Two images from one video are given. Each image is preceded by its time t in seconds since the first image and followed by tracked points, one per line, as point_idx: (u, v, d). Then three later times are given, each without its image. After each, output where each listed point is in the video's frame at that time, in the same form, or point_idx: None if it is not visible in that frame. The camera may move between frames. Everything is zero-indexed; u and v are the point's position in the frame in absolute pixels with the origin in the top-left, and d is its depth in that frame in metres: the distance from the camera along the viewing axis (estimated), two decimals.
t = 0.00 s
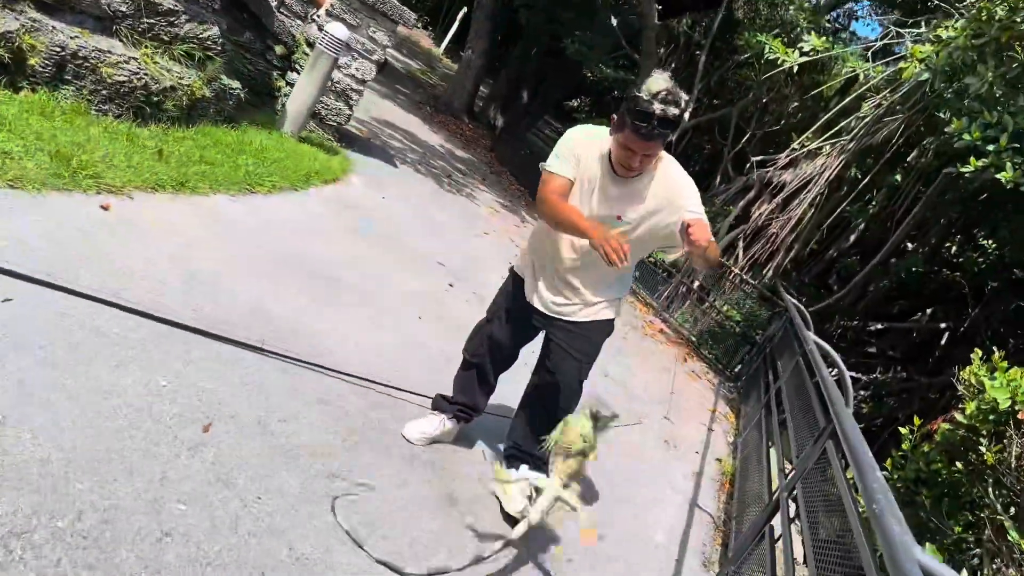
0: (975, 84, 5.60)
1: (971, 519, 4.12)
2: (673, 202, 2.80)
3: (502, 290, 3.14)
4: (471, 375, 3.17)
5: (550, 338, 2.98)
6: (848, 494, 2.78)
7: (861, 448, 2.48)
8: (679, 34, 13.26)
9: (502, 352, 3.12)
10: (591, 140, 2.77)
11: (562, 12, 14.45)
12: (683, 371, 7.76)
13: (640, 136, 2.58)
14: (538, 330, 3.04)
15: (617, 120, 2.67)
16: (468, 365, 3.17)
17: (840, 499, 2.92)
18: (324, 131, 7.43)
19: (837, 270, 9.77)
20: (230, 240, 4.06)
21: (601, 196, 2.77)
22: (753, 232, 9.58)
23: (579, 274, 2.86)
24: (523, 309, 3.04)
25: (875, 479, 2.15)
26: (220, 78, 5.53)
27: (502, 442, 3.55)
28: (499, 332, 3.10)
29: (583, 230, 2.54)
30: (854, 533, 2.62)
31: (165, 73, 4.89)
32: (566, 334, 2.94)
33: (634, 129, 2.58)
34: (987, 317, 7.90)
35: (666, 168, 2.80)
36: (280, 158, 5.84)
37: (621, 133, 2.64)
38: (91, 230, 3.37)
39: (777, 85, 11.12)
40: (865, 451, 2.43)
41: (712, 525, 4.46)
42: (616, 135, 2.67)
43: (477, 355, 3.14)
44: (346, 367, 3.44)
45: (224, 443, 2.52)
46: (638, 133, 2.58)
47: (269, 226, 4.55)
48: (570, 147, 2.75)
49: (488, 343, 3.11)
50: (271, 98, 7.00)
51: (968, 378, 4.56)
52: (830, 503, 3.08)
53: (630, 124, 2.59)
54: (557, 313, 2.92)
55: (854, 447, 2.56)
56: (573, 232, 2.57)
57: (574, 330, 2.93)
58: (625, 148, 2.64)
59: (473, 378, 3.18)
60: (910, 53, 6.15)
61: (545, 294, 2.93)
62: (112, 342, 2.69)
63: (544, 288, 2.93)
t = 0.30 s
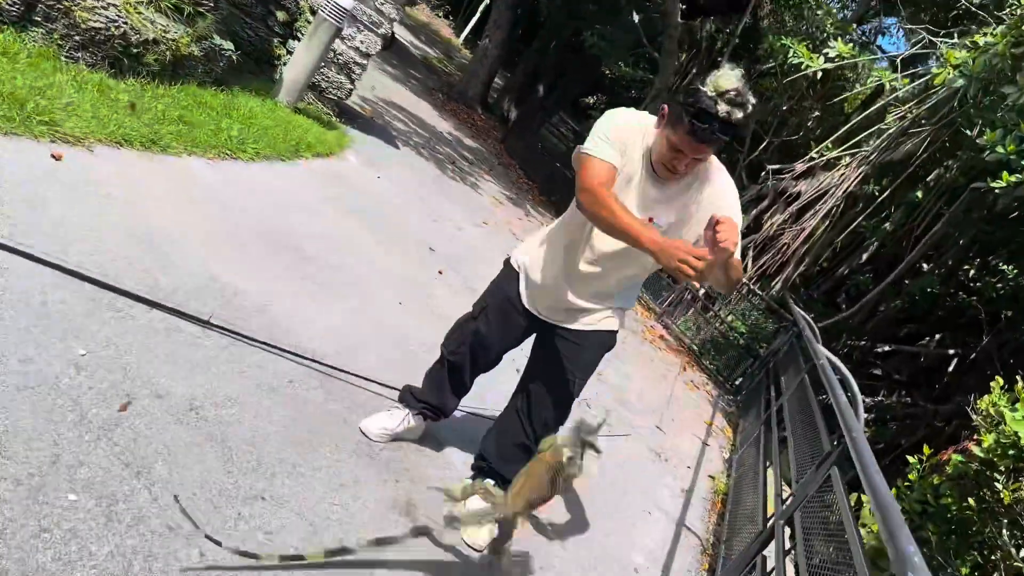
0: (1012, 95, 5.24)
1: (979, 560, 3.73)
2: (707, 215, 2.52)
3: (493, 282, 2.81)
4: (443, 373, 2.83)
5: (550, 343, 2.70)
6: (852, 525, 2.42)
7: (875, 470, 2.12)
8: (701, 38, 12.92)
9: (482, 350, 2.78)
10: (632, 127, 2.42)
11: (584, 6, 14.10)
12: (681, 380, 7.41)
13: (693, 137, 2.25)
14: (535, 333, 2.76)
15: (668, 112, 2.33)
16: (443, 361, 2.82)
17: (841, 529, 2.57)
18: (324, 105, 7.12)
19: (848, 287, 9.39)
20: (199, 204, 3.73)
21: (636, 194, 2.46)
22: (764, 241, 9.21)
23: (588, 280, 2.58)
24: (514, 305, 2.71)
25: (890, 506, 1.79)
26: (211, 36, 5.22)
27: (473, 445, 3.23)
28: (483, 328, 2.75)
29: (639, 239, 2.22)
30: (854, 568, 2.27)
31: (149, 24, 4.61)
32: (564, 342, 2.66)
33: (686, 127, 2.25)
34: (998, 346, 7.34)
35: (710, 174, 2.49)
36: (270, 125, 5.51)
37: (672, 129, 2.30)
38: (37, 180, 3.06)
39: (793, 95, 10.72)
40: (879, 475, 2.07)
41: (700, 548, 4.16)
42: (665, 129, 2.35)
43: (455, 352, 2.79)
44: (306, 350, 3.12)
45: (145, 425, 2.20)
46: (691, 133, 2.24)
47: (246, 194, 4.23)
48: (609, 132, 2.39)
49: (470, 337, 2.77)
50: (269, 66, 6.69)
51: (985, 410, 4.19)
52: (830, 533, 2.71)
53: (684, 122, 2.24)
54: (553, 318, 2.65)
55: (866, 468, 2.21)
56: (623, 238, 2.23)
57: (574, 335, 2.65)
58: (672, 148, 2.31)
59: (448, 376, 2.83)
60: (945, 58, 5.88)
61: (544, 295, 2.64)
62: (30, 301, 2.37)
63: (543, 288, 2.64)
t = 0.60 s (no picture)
0: None
1: None
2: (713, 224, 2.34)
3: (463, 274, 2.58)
4: (407, 370, 2.60)
5: (524, 345, 2.51)
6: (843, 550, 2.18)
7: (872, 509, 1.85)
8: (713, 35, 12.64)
9: (450, 348, 2.56)
10: (652, 118, 2.20)
11: None
12: (678, 382, 7.18)
13: (729, 144, 2.06)
14: (507, 334, 2.55)
15: (701, 107, 2.13)
16: (408, 358, 2.59)
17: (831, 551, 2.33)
18: (317, 88, 6.91)
19: (855, 292, 9.11)
20: (166, 181, 3.52)
21: (642, 193, 2.23)
22: (769, 242, 8.94)
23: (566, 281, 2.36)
24: (485, 301, 2.49)
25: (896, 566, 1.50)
26: (196, 10, 4.95)
27: (440, 445, 3.02)
28: (452, 326, 2.52)
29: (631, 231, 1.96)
30: None
31: None
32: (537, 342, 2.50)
33: (726, 130, 2.05)
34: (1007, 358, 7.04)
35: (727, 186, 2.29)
36: (255, 103, 5.28)
37: (703, 128, 2.09)
38: None
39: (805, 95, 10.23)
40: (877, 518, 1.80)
41: (686, 559, 3.94)
42: (694, 126, 2.13)
43: (420, 350, 2.56)
44: (264, 338, 2.92)
45: (63, 413, 2.00)
46: (728, 139, 2.05)
47: (220, 172, 4.02)
48: (624, 118, 2.15)
49: (436, 333, 2.54)
50: (261, 45, 6.47)
51: (992, 422, 3.95)
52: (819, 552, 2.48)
53: (723, 125, 2.05)
54: (524, 318, 2.44)
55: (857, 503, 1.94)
56: (612, 229, 1.99)
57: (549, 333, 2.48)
58: (699, 151, 2.11)
59: (412, 374, 2.60)
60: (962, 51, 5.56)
61: (517, 291, 2.42)
62: None
63: (517, 283, 2.43)
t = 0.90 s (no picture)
0: None
1: None
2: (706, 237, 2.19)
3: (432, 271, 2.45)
4: (375, 371, 2.46)
5: (494, 346, 2.36)
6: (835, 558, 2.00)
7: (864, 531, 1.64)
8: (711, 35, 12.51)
9: (420, 348, 2.42)
10: (651, 117, 2.04)
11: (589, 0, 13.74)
12: (679, 385, 7.00)
13: (734, 156, 1.90)
14: (478, 333, 2.41)
15: (707, 110, 1.97)
16: (375, 359, 2.46)
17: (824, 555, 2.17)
18: (305, 92, 6.80)
19: (860, 291, 8.91)
20: (136, 182, 3.38)
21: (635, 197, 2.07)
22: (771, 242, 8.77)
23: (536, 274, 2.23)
24: (453, 297, 2.35)
25: None
26: (175, 12, 4.81)
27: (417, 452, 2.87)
28: (420, 325, 2.38)
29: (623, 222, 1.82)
30: None
31: None
32: (511, 340, 2.35)
33: (738, 140, 1.87)
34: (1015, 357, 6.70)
35: (725, 198, 2.13)
36: (238, 105, 5.16)
37: (708, 134, 1.93)
38: None
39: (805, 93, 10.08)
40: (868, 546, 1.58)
41: (684, 568, 3.77)
42: (700, 130, 1.95)
43: (388, 352, 2.42)
44: (230, 343, 2.78)
45: None
46: (734, 149, 1.89)
47: (195, 173, 3.90)
48: (621, 113, 2.00)
49: (403, 332, 2.40)
50: (247, 50, 6.38)
51: (1002, 421, 3.77)
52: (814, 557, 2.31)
53: (730, 135, 1.88)
54: (488, 309, 2.29)
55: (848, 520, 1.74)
56: (599, 223, 1.85)
57: (521, 331, 2.35)
58: (700, 158, 1.95)
59: (380, 377, 2.46)
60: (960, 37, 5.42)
61: (484, 278, 2.29)
62: None
63: (485, 270, 2.29)
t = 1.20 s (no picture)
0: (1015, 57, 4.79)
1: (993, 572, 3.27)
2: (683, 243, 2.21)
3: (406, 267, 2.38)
4: (352, 371, 2.39)
5: (474, 341, 2.32)
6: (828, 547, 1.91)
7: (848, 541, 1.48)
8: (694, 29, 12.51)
9: (397, 346, 2.35)
10: (649, 112, 1.98)
11: None
12: (670, 380, 6.97)
13: (733, 168, 1.85)
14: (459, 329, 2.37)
15: (710, 117, 1.91)
16: (351, 358, 2.39)
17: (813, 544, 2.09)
18: (284, 93, 6.71)
19: (849, 281, 8.89)
20: (106, 185, 3.29)
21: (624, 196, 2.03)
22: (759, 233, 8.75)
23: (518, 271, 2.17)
24: (428, 292, 2.28)
25: None
26: (146, 13, 4.71)
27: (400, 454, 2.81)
28: (397, 324, 2.31)
29: (595, 205, 1.77)
30: None
31: None
32: (491, 337, 2.31)
33: (741, 153, 1.83)
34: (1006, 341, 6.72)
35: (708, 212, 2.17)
36: (214, 107, 5.07)
37: (709, 142, 1.87)
38: None
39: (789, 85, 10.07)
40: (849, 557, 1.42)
41: (677, 563, 3.72)
42: (703, 136, 1.89)
43: (365, 352, 2.35)
44: (203, 345, 2.71)
45: None
46: (735, 162, 1.85)
47: (168, 175, 3.81)
48: (619, 105, 1.94)
49: (380, 332, 2.34)
50: (223, 52, 6.28)
51: (992, 404, 3.76)
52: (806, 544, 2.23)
53: (734, 148, 1.83)
54: (471, 306, 2.25)
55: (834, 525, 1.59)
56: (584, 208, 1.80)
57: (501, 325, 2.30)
58: (698, 167, 1.88)
59: (357, 378, 2.40)
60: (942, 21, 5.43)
61: (464, 275, 2.23)
62: None
63: (465, 266, 2.23)
